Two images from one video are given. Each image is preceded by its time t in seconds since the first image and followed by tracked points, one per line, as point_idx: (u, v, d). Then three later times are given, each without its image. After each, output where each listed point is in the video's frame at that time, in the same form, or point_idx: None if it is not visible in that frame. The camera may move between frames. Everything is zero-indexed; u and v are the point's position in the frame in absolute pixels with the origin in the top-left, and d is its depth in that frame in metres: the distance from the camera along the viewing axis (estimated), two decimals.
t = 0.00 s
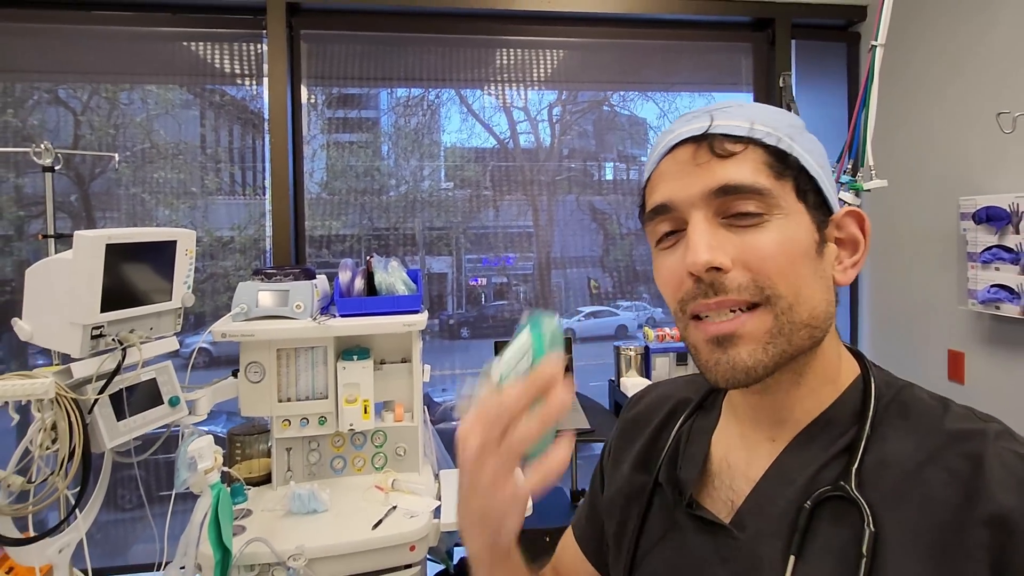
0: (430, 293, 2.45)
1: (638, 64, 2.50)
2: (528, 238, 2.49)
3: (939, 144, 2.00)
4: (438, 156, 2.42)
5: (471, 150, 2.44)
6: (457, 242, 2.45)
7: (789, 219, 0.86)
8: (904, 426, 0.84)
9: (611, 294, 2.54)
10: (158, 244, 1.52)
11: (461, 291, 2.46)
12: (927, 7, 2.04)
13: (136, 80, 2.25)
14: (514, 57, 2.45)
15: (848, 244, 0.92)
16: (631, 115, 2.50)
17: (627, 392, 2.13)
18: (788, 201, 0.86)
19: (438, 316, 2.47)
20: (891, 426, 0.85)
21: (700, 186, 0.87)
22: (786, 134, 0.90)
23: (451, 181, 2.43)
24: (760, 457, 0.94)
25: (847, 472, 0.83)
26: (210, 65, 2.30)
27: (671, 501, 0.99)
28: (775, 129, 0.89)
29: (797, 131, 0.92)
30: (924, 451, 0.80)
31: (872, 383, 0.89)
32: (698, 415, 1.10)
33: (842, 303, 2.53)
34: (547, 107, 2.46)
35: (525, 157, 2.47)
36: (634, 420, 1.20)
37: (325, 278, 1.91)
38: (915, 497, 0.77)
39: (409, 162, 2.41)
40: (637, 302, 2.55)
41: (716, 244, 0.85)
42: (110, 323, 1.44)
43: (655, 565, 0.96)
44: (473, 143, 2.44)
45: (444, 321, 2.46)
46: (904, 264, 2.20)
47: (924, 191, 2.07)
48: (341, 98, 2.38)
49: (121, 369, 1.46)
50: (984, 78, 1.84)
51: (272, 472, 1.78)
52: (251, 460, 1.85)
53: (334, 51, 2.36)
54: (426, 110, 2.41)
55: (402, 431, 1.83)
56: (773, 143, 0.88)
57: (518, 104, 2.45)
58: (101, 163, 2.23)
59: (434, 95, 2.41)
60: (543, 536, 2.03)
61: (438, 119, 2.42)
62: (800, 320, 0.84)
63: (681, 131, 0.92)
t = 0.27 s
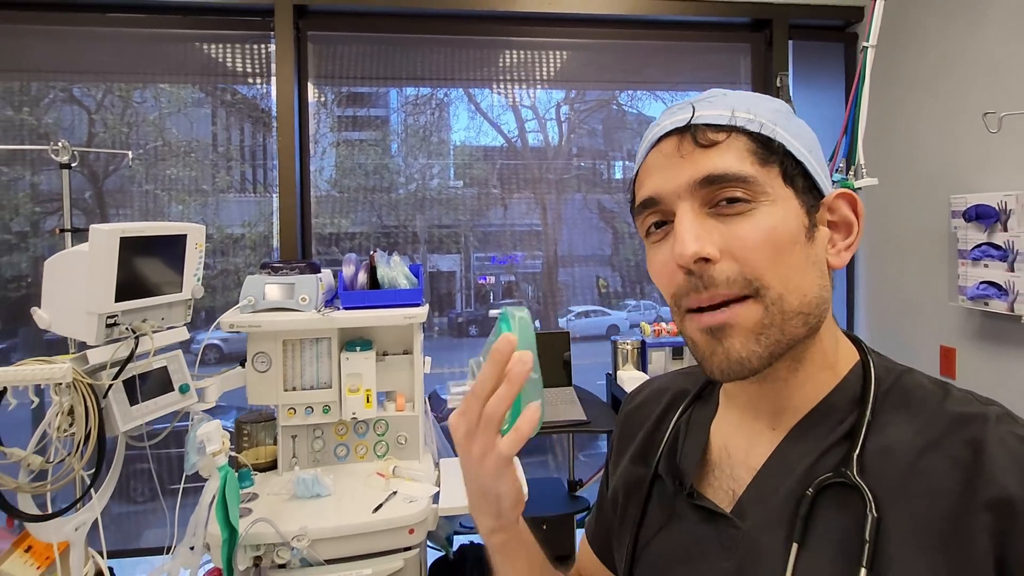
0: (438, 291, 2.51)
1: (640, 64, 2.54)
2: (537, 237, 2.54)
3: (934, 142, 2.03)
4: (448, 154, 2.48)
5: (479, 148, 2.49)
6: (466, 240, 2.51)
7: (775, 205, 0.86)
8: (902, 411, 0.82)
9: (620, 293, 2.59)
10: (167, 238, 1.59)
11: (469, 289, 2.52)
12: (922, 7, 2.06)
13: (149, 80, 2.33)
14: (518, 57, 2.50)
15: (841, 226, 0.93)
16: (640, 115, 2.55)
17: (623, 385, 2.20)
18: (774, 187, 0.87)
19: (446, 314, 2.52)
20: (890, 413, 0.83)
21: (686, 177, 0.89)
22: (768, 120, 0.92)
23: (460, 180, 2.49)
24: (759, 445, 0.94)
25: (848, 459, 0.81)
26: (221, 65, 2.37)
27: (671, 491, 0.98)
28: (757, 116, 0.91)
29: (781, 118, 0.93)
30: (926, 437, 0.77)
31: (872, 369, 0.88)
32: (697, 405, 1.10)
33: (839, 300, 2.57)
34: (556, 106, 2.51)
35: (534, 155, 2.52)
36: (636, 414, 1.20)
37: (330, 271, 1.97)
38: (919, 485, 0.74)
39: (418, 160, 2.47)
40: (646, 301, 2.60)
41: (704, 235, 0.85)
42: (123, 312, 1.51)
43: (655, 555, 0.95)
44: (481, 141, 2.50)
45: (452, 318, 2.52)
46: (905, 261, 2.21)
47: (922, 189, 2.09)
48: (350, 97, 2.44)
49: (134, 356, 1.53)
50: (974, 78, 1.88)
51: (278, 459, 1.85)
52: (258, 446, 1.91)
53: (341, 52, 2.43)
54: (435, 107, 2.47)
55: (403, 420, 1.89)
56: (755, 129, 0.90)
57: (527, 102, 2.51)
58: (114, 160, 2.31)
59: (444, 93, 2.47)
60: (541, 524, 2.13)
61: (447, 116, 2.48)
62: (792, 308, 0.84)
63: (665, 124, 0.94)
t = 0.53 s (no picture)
0: (447, 289, 2.57)
1: (644, 66, 2.58)
2: (545, 237, 2.59)
3: (933, 142, 2.04)
4: (457, 154, 2.54)
5: (490, 147, 2.55)
6: (475, 240, 2.56)
7: (774, 206, 0.88)
8: (909, 406, 0.85)
9: (630, 293, 2.64)
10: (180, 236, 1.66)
11: (478, 289, 2.57)
12: (920, 9, 2.08)
13: (162, 82, 2.40)
14: (524, 59, 2.55)
15: (845, 227, 0.94)
16: (648, 114, 2.60)
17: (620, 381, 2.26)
18: (773, 187, 0.89)
19: (455, 314, 2.58)
20: (896, 411, 0.85)
21: (686, 178, 0.91)
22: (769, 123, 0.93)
23: (471, 179, 2.55)
24: (765, 446, 0.95)
25: (853, 460, 0.83)
26: (234, 68, 2.44)
27: (677, 493, 0.99)
28: (758, 118, 0.92)
29: (784, 121, 0.94)
30: (932, 435, 0.79)
31: (877, 370, 0.90)
32: (703, 406, 1.10)
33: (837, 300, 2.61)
34: (564, 106, 2.56)
35: (543, 156, 2.57)
36: (642, 415, 1.20)
37: (336, 269, 2.03)
38: (923, 483, 0.77)
39: (427, 159, 2.53)
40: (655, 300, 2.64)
41: (702, 236, 0.88)
42: (137, 306, 1.58)
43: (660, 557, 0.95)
44: (491, 141, 2.55)
45: (461, 317, 2.58)
46: (908, 260, 2.21)
47: (919, 190, 2.11)
48: (360, 97, 2.50)
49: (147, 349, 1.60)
50: (968, 78, 1.90)
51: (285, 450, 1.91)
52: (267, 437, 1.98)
53: (349, 55, 2.49)
54: (445, 107, 2.53)
55: (405, 413, 1.95)
56: (756, 131, 0.91)
57: (536, 102, 2.56)
58: (129, 160, 2.38)
59: (452, 93, 2.53)
60: (540, 516, 2.19)
61: (456, 116, 2.53)
62: (789, 307, 0.86)
63: (669, 128, 0.96)
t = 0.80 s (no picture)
0: (457, 290, 2.61)
1: (649, 70, 2.62)
2: (554, 239, 2.63)
3: (936, 147, 2.05)
4: (466, 157, 2.58)
5: (498, 150, 2.59)
6: (485, 242, 2.61)
7: (778, 209, 0.84)
8: (906, 420, 0.80)
9: (639, 296, 2.67)
10: (192, 242, 1.74)
11: (488, 290, 2.62)
12: (923, 13, 2.09)
13: (177, 87, 2.47)
14: (530, 64, 2.59)
15: (849, 239, 0.88)
16: (657, 115, 2.62)
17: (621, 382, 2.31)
18: (778, 192, 0.84)
19: (464, 315, 2.63)
20: (894, 424, 0.80)
21: (689, 180, 0.88)
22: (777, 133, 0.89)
23: (480, 181, 2.59)
24: (764, 453, 0.90)
25: (848, 470, 0.78)
26: (247, 74, 2.50)
27: (673, 499, 0.94)
28: (765, 127, 0.88)
29: (793, 133, 0.90)
30: (929, 448, 0.76)
31: (875, 382, 0.85)
32: (703, 413, 1.04)
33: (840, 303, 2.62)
34: (573, 108, 2.60)
35: (550, 157, 2.61)
36: (642, 417, 1.14)
37: (342, 272, 2.07)
38: (923, 499, 0.73)
39: (437, 162, 2.58)
40: (663, 302, 2.67)
41: (700, 233, 0.84)
42: (151, 309, 1.64)
43: (653, 566, 0.90)
44: (499, 143, 2.60)
45: (471, 319, 2.62)
46: (914, 264, 2.20)
47: (922, 194, 2.12)
48: (371, 100, 2.55)
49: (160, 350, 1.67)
50: (966, 84, 1.91)
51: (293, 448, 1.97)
52: (275, 436, 2.03)
53: (357, 61, 2.54)
54: (454, 109, 2.57)
55: (410, 413, 2.00)
56: (761, 140, 0.87)
57: (544, 105, 2.60)
58: (144, 163, 2.45)
59: (461, 96, 2.58)
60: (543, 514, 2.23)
61: (465, 119, 2.58)
62: (788, 309, 0.81)
63: (676, 134, 0.94)
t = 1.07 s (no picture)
0: (467, 291, 2.64)
1: (656, 72, 2.63)
2: (564, 239, 2.65)
3: (943, 146, 2.04)
4: (476, 158, 2.61)
5: (507, 151, 2.62)
6: (494, 243, 2.63)
7: (772, 203, 0.85)
8: (900, 414, 0.82)
9: (649, 297, 2.68)
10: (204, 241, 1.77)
11: (498, 291, 2.64)
12: (928, 13, 2.09)
13: (190, 90, 2.52)
14: (538, 66, 2.61)
15: (847, 235, 0.90)
16: (667, 115, 2.63)
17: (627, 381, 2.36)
18: (774, 185, 0.86)
19: (475, 316, 2.66)
20: (889, 418, 0.82)
21: (687, 169, 0.90)
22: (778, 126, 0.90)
23: (489, 182, 2.62)
24: (760, 444, 0.91)
25: (842, 462, 0.80)
26: (259, 77, 2.54)
27: (672, 489, 0.96)
28: (766, 120, 0.90)
29: (794, 127, 0.91)
30: (923, 441, 0.77)
31: (870, 373, 0.86)
32: (702, 404, 1.06)
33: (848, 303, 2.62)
34: (582, 109, 2.62)
35: (559, 158, 2.63)
36: (643, 409, 1.16)
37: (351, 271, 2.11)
38: (917, 492, 0.74)
39: (447, 163, 2.61)
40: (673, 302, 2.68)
41: (694, 224, 0.86)
42: (164, 307, 1.68)
43: (653, 556, 0.92)
44: (509, 144, 2.62)
45: (481, 319, 2.65)
46: (920, 263, 2.20)
47: (928, 194, 2.12)
48: (382, 102, 2.59)
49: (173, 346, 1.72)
50: (972, 83, 1.91)
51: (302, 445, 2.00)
52: (285, 432, 2.07)
53: (366, 63, 2.58)
54: (463, 111, 2.60)
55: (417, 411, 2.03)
56: (760, 131, 0.89)
57: (553, 106, 2.62)
58: (158, 165, 2.50)
59: (470, 98, 2.61)
60: (549, 511, 2.26)
61: (475, 121, 2.61)
62: (779, 301, 0.82)
63: (678, 123, 0.96)
